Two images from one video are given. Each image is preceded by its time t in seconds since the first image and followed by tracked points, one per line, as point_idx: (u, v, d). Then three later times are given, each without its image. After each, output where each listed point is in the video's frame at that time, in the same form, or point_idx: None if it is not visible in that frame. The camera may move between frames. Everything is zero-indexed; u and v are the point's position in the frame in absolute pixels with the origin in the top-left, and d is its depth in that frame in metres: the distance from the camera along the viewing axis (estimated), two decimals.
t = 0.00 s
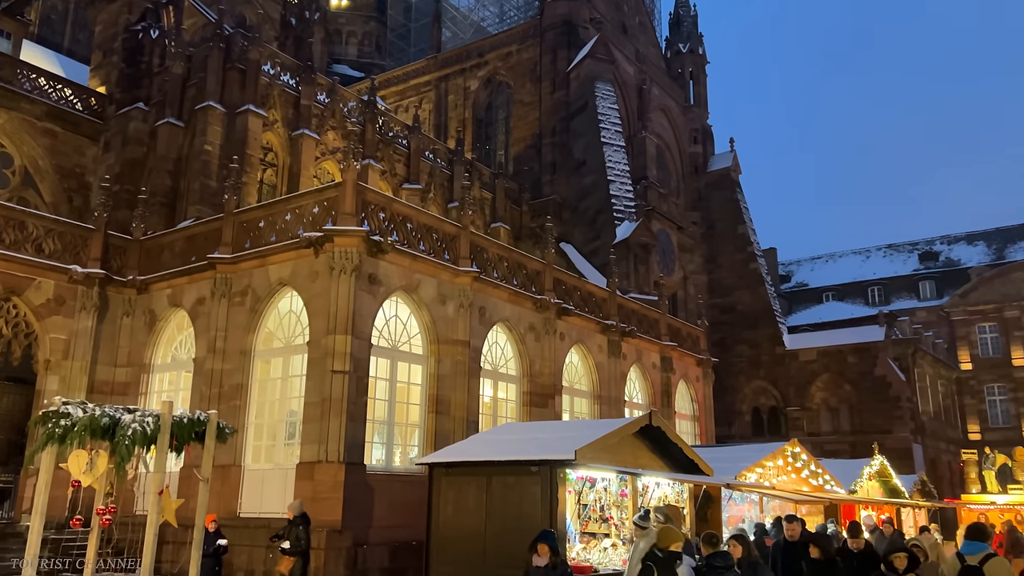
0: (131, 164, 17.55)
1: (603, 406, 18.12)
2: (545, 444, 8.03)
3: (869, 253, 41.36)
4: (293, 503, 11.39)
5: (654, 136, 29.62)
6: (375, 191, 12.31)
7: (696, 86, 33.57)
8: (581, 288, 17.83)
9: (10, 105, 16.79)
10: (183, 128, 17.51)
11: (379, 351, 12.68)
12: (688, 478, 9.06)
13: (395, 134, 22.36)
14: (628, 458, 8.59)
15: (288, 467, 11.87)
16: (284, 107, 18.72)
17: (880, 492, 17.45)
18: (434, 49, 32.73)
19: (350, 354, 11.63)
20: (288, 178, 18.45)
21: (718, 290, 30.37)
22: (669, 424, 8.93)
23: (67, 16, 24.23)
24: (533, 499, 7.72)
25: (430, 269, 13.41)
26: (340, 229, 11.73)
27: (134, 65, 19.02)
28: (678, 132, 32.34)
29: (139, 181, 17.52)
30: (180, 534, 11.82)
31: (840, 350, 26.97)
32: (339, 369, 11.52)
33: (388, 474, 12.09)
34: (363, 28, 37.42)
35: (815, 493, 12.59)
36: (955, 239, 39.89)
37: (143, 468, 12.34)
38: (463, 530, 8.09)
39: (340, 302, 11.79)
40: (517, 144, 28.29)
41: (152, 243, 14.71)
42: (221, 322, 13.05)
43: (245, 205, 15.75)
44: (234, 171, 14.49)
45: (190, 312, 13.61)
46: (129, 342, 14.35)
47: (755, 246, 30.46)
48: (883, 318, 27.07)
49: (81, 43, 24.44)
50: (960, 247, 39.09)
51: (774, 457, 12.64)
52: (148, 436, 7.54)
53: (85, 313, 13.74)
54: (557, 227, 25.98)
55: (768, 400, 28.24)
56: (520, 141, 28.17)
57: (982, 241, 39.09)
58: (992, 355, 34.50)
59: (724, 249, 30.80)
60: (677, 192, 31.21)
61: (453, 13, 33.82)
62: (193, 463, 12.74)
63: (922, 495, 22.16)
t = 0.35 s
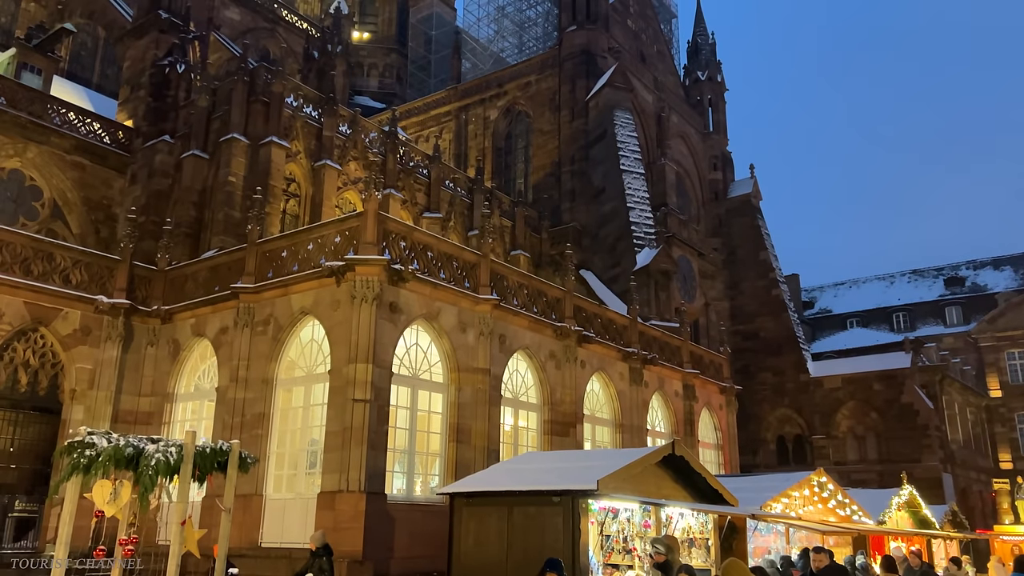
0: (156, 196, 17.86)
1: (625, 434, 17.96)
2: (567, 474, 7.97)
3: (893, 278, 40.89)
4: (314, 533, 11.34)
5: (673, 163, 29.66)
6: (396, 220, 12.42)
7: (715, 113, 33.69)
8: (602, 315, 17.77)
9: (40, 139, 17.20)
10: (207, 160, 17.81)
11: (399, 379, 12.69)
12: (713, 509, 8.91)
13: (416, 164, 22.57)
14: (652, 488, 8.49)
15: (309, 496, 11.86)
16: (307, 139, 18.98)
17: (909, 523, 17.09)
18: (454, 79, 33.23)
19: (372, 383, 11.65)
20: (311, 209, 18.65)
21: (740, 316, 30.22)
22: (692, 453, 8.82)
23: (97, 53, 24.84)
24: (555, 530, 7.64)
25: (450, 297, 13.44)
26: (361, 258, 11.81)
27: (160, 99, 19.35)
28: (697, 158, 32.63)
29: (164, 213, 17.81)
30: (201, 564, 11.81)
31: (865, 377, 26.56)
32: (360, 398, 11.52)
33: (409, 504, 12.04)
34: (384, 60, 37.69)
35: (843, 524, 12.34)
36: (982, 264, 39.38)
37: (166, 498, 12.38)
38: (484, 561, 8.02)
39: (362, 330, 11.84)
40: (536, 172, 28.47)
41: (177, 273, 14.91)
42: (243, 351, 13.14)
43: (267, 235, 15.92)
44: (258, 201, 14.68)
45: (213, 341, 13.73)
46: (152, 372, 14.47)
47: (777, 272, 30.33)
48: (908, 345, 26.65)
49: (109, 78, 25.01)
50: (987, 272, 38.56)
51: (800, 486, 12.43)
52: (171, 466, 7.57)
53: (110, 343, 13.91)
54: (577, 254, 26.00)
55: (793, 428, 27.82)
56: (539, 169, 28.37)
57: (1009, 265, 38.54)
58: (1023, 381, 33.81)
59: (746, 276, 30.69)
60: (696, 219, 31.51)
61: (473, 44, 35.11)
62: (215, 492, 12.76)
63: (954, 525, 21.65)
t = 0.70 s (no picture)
0: (178, 226, 18.11)
1: (645, 463, 17.79)
2: (587, 503, 7.90)
3: (915, 304, 40.44)
4: (331, 564, 11.28)
5: (690, 189, 29.68)
6: (414, 248, 12.49)
7: (732, 139, 33.77)
8: (620, 342, 17.70)
9: (65, 171, 17.55)
10: (229, 190, 18.04)
11: (418, 407, 12.68)
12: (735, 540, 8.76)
13: (434, 193, 22.73)
14: (673, 518, 8.39)
15: (327, 526, 11.81)
16: (327, 169, 19.21)
17: (937, 553, 16.73)
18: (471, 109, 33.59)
19: (390, 411, 11.64)
20: (330, 237, 18.80)
21: (760, 343, 30.02)
22: (714, 483, 8.72)
23: (122, 86, 25.31)
24: (575, 560, 7.55)
25: (468, 324, 13.45)
26: (380, 286, 11.87)
27: (183, 130, 19.64)
28: (715, 185, 32.70)
29: (186, 242, 18.05)
30: None
31: (888, 404, 26.15)
32: (379, 426, 11.51)
33: (427, 534, 11.96)
34: (402, 91, 38.45)
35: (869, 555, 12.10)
36: (1006, 289, 38.81)
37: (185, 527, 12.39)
38: None
39: (380, 358, 11.86)
40: (553, 200, 28.60)
41: (198, 302, 15.05)
42: (263, 380, 13.20)
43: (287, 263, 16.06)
44: (278, 230, 14.82)
45: (233, 369, 13.80)
46: (173, 401, 14.55)
47: (797, 298, 30.14)
48: (932, 372, 26.23)
49: (134, 110, 25.49)
50: (1011, 297, 37.96)
51: (824, 516, 12.22)
52: (191, 495, 7.55)
53: (132, 372, 14.02)
54: (595, 281, 25.98)
55: (816, 456, 27.39)
56: (556, 196, 28.50)
57: None
58: None
59: (766, 302, 30.54)
60: (715, 244, 31.51)
61: (490, 74, 35.18)
62: (233, 522, 12.75)
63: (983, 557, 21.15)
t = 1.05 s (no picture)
0: (197, 255, 18.30)
1: (663, 492, 17.58)
2: (605, 533, 7.79)
3: (935, 330, 39.97)
4: None
5: (706, 216, 29.67)
6: (430, 275, 12.53)
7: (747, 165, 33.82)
8: (637, 370, 17.59)
9: (87, 202, 17.82)
10: (247, 220, 18.22)
11: (433, 435, 12.64)
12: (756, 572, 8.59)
13: (450, 221, 22.83)
14: (692, 549, 8.24)
15: (343, 556, 11.73)
16: (344, 198, 19.38)
17: None
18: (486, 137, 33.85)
19: (406, 439, 11.60)
20: (347, 265, 18.91)
21: (779, 370, 29.80)
22: (733, 513, 8.57)
23: (143, 119, 25.71)
24: None
25: (484, 352, 13.43)
26: (396, 314, 11.89)
27: (202, 161, 19.88)
28: (730, 211, 32.74)
29: (205, 271, 18.21)
30: None
31: (910, 432, 25.71)
32: (394, 454, 11.47)
33: (443, 564, 11.84)
34: (418, 121, 38.85)
35: None
36: None
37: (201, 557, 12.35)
38: None
39: (396, 387, 11.84)
40: (568, 227, 28.64)
41: (215, 331, 15.15)
42: (279, 408, 13.22)
43: (304, 292, 16.15)
44: (295, 259, 14.93)
45: (249, 398, 13.83)
46: (190, 430, 14.58)
47: (815, 324, 29.95)
48: (954, 399, 25.78)
49: (154, 142, 25.86)
50: None
51: (846, 547, 11.96)
52: (207, 525, 7.51)
53: (150, 401, 14.09)
54: (611, 308, 25.92)
55: (837, 485, 26.94)
56: (571, 224, 28.58)
57: None
58: None
59: (783, 328, 30.38)
60: (731, 271, 31.56)
61: (505, 103, 35.47)
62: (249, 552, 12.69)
63: None
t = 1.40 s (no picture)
0: (212, 283, 18.43)
1: (678, 520, 17.37)
2: (620, 562, 7.66)
3: (953, 355, 39.40)
4: None
5: (719, 241, 29.63)
6: (443, 301, 12.55)
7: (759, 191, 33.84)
8: (651, 396, 17.48)
9: (104, 231, 18.03)
10: (261, 247, 18.35)
11: (446, 462, 12.57)
12: None
13: (463, 247, 22.92)
14: None
15: None
16: (357, 225, 19.50)
17: None
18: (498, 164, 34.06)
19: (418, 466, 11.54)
20: (360, 292, 18.98)
21: (795, 396, 29.56)
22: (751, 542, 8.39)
23: (160, 148, 26.05)
24: None
25: (497, 378, 13.40)
26: (408, 340, 11.88)
27: (218, 190, 20.08)
28: (744, 236, 32.72)
29: (219, 298, 18.33)
30: None
31: (929, 459, 25.29)
32: (407, 482, 11.40)
33: None
34: (431, 147, 39.23)
35: None
36: None
37: None
38: None
39: (409, 413, 11.80)
40: (581, 252, 28.68)
41: (229, 358, 15.20)
42: (292, 436, 13.20)
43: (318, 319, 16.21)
44: (309, 286, 15.00)
45: (263, 425, 13.83)
46: (204, 457, 14.58)
47: (831, 349, 29.73)
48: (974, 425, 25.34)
49: (171, 171, 26.17)
50: None
51: None
52: (220, 553, 7.45)
53: (164, 428, 14.11)
54: (624, 333, 25.83)
55: (856, 513, 26.51)
56: (584, 249, 28.61)
57: None
58: None
59: (799, 354, 30.19)
60: (745, 295, 31.46)
61: (517, 130, 35.75)
62: None
63: None
